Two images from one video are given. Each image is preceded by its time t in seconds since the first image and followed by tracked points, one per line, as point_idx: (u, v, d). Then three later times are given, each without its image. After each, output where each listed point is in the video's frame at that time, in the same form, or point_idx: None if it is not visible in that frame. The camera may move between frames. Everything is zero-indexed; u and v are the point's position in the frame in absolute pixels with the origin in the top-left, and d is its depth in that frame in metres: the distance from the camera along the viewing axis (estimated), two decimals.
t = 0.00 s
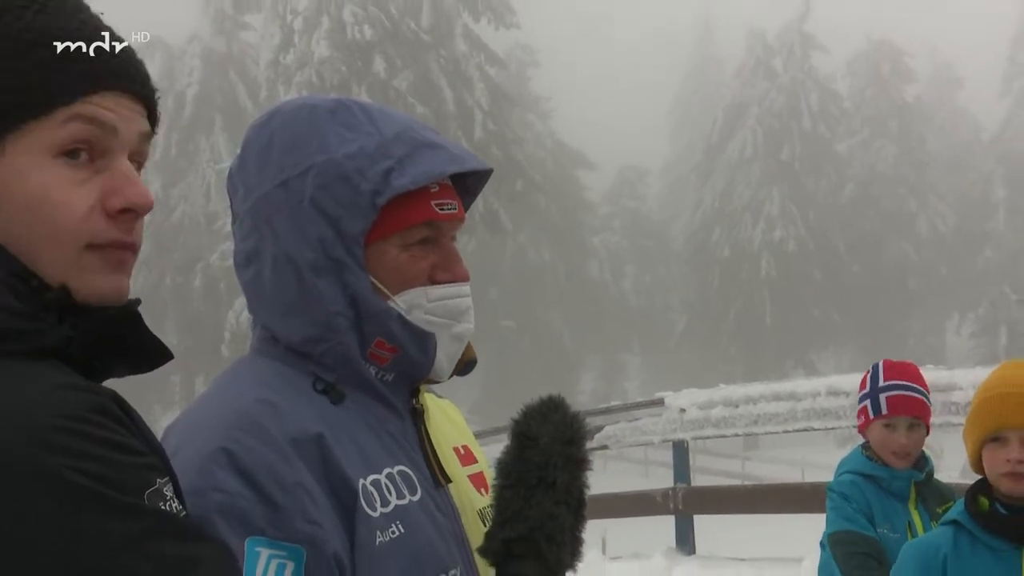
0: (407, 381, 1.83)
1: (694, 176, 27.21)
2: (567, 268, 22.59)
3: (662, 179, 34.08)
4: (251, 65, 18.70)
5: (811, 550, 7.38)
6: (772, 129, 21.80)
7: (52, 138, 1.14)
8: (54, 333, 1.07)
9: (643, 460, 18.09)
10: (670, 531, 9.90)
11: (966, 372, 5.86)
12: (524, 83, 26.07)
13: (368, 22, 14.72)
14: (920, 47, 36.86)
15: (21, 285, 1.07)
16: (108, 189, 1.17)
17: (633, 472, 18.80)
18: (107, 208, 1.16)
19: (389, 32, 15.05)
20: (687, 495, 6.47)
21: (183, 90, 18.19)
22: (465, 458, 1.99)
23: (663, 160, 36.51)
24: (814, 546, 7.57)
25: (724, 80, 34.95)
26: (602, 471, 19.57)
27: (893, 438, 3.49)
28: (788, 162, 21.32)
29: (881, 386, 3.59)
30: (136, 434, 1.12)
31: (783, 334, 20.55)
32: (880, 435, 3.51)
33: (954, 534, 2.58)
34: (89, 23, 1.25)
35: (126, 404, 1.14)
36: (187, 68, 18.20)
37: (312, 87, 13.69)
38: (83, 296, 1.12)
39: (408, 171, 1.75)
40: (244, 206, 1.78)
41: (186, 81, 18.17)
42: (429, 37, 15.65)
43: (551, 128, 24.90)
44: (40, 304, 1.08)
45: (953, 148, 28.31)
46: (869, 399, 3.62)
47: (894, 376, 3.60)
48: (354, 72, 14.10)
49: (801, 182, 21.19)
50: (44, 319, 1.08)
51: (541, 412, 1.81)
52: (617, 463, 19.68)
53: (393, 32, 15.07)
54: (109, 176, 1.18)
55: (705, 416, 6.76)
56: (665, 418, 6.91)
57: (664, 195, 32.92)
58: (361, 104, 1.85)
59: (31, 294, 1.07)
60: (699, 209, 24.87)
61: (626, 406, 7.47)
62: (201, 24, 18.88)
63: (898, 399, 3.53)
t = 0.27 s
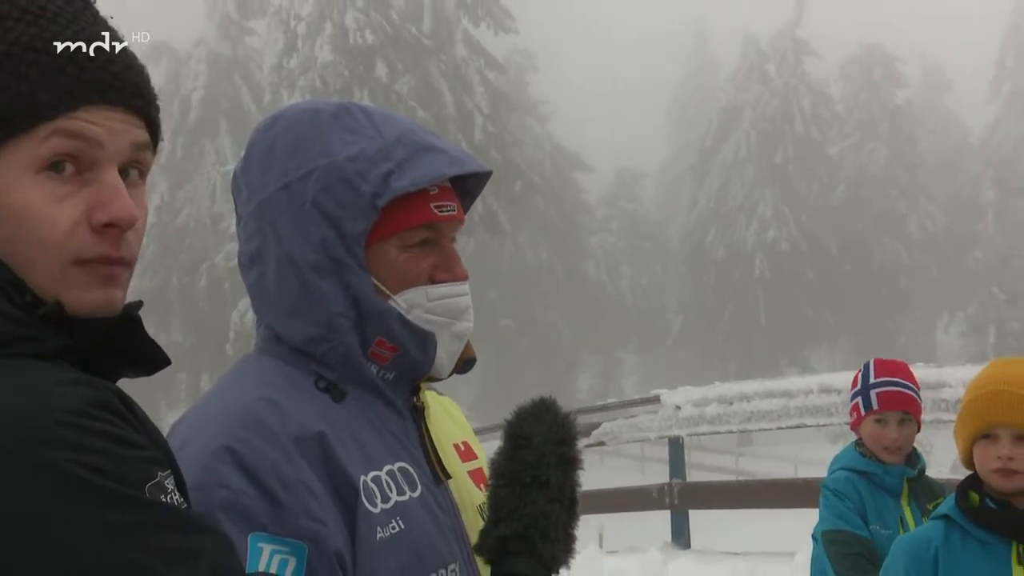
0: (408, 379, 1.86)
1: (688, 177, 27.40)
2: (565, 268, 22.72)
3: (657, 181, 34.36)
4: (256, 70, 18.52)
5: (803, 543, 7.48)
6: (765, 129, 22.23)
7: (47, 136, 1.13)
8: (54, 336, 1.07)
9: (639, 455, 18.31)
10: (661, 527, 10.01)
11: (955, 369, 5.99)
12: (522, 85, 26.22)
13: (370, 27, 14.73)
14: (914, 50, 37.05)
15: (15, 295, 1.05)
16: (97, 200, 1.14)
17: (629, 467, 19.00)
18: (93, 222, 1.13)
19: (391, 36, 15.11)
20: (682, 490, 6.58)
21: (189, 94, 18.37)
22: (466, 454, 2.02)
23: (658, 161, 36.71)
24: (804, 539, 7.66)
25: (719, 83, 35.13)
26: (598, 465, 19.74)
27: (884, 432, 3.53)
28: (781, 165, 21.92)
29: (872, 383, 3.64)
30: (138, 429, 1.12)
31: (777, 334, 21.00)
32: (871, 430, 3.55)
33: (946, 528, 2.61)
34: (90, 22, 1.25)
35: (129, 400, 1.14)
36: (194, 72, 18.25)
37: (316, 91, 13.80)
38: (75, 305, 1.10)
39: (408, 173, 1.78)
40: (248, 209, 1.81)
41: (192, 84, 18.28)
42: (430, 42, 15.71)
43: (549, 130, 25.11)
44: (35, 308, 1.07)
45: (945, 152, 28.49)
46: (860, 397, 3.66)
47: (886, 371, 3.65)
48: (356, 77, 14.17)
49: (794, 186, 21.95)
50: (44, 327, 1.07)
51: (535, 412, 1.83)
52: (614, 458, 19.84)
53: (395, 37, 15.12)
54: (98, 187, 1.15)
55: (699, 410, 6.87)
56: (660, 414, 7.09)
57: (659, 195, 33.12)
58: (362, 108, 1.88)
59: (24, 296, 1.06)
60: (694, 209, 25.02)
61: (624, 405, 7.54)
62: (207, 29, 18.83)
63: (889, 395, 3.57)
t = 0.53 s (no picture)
0: (409, 371, 1.95)
1: (677, 181, 27.84)
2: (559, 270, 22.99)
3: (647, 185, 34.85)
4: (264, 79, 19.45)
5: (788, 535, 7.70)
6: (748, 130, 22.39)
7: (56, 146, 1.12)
8: (72, 331, 1.09)
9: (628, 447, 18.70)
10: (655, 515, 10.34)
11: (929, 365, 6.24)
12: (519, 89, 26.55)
13: (373, 38, 14.88)
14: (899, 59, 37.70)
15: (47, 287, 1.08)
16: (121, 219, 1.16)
17: (620, 457, 19.54)
18: (125, 220, 1.15)
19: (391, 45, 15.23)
20: (671, 479, 6.90)
21: (201, 102, 19.72)
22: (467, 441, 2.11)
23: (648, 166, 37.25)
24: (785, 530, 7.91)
25: (708, 92, 35.35)
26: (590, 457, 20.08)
27: (874, 423, 3.60)
28: (765, 169, 21.89)
29: (863, 375, 3.69)
30: (152, 427, 1.13)
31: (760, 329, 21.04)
32: (859, 419, 3.63)
33: (922, 516, 2.68)
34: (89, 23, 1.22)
35: (144, 400, 1.16)
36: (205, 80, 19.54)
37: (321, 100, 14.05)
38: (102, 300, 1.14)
39: (412, 176, 1.85)
40: (256, 207, 1.88)
41: (204, 93, 19.58)
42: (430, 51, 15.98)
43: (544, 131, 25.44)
44: (56, 304, 1.09)
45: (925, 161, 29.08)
46: (851, 388, 3.70)
47: (873, 365, 3.73)
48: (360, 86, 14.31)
49: (778, 191, 21.82)
50: (64, 320, 1.09)
51: (535, 406, 1.90)
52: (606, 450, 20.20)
53: (396, 46, 15.25)
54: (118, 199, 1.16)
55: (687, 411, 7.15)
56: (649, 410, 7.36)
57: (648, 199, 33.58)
58: (366, 109, 1.94)
59: (42, 296, 1.07)
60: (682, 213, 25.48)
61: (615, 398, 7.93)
62: (218, 40, 19.69)
63: (878, 388, 3.63)
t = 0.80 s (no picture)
0: (422, 348, 1.98)
1: (659, 186, 28.60)
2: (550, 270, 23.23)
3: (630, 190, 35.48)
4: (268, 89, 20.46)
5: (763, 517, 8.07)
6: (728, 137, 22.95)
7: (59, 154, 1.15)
8: (77, 330, 1.12)
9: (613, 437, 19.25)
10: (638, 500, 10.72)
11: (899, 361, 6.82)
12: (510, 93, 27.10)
13: (371, 49, 15.61)
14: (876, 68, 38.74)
15: (63, 281, 1.13)
16: (109, 229, 1.21)
17: (606, 448, 19.95)
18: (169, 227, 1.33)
19: (391, 58, 15.97)
20: (655, 467, 7.35)
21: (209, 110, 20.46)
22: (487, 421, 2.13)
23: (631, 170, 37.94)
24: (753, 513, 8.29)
25: (688, 101, 36.73)
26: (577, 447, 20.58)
27: (856, 414, 3.69)
28: (744, 175, 22.48)
29: (843, 370, 3.77)
30: (160, 420, 1.15)
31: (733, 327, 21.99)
32: (841, 411, 3.71)
33: (894, 502, 2.73)
34: (84, 22, 1.22)
35: (155, 395, 1.17)
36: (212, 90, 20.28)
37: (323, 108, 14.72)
38: (111, 280, 1.22)
39: (414, 169, 1.89)
40: (277, 202, 1.94)
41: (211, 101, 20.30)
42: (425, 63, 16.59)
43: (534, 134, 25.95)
44: (71, 304, 1.13)
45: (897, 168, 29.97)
46: (832, 381, 3.77)
47: (850, 360, 3.83)
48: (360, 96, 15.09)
49: (757, 197, 22.45)
50: (78, 313, 1.13)
51: (530, 401, 1.94)
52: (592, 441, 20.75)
53: (395, 59, 15.97)
54: (112, 215, 1.22)
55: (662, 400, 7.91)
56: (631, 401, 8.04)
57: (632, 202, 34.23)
58: (377, 114, 1.99)
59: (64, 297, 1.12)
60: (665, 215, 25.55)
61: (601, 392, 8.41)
62: (225, 51, 20.59)
63: (859, 381, 3.73)
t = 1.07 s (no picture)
0: (433, 340, 2.02)
1: (643, 189, 29.45)
2: (540, 272, 23.71)
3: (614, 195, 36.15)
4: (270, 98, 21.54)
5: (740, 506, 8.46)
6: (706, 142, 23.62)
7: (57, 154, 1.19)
8: (87, 326, 1.13)
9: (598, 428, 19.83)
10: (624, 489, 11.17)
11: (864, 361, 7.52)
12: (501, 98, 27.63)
13: (370, 59, 16.12)
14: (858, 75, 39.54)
15: (72, 279, 1.15)
16: (116, 229, 1.26)
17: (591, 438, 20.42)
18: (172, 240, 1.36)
19: (388, 67, 16.43)
20: (640, 458, 7.65)
21: (212, 117, 21.35)
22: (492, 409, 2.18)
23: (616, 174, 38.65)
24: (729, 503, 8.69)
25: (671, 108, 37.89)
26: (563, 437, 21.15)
27: (831, 408, 3.83)
28: (723, 179, 23.20)
29: (820, 366, 3.90)
30: (167, 414, 1.15)
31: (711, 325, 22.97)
32: (817, 406, 3.84)
33: (863, 491, 2.83)
34: (88, 25, 1.26)
35: (162, 392, 1.17)
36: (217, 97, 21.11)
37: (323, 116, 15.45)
38: (115, 278, 1.28)
39: (427, 174, 1.92)
40: (301, 203, 1.98)
41: (215, 108, 21.20)
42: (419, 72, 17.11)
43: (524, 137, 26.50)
44: (81, 301, 1.15)
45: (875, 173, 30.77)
46: (809, 377, 3.90)
47: (828, 356, 3.95)
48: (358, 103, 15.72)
49: (735, 201, 23.15)
50: (85, 311, 1.14)
51: (516, 388, 1.99)
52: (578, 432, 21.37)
53: (391, 68, 16.44)
54: (119, 216, 1.27)
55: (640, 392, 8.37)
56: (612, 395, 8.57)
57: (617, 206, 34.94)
58: (397, 122, 2.01)
59: (64, 295, 1.12)
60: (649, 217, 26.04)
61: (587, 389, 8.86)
62: (228, 60, 21.85)
63: (837, 377, 3.86)
